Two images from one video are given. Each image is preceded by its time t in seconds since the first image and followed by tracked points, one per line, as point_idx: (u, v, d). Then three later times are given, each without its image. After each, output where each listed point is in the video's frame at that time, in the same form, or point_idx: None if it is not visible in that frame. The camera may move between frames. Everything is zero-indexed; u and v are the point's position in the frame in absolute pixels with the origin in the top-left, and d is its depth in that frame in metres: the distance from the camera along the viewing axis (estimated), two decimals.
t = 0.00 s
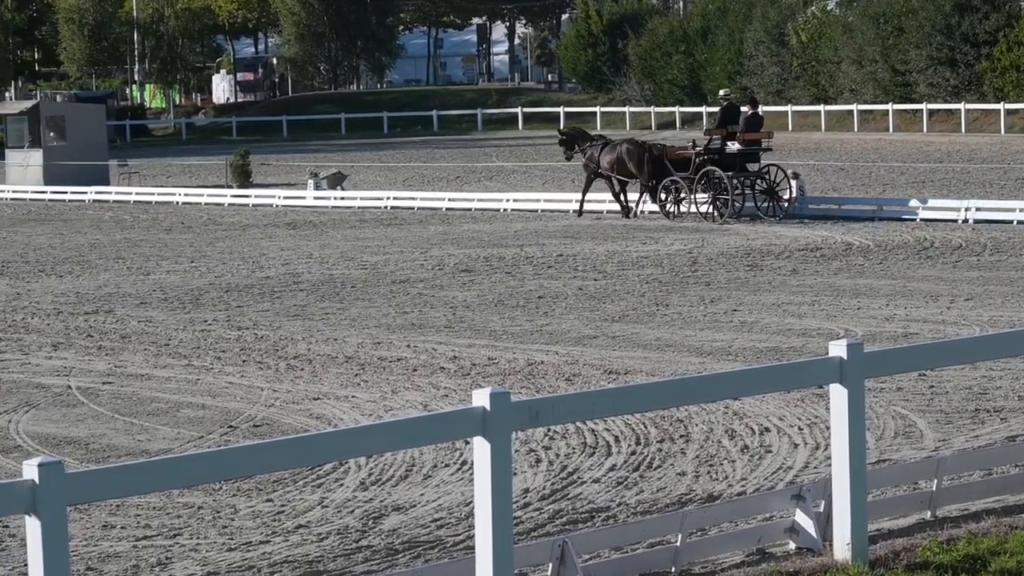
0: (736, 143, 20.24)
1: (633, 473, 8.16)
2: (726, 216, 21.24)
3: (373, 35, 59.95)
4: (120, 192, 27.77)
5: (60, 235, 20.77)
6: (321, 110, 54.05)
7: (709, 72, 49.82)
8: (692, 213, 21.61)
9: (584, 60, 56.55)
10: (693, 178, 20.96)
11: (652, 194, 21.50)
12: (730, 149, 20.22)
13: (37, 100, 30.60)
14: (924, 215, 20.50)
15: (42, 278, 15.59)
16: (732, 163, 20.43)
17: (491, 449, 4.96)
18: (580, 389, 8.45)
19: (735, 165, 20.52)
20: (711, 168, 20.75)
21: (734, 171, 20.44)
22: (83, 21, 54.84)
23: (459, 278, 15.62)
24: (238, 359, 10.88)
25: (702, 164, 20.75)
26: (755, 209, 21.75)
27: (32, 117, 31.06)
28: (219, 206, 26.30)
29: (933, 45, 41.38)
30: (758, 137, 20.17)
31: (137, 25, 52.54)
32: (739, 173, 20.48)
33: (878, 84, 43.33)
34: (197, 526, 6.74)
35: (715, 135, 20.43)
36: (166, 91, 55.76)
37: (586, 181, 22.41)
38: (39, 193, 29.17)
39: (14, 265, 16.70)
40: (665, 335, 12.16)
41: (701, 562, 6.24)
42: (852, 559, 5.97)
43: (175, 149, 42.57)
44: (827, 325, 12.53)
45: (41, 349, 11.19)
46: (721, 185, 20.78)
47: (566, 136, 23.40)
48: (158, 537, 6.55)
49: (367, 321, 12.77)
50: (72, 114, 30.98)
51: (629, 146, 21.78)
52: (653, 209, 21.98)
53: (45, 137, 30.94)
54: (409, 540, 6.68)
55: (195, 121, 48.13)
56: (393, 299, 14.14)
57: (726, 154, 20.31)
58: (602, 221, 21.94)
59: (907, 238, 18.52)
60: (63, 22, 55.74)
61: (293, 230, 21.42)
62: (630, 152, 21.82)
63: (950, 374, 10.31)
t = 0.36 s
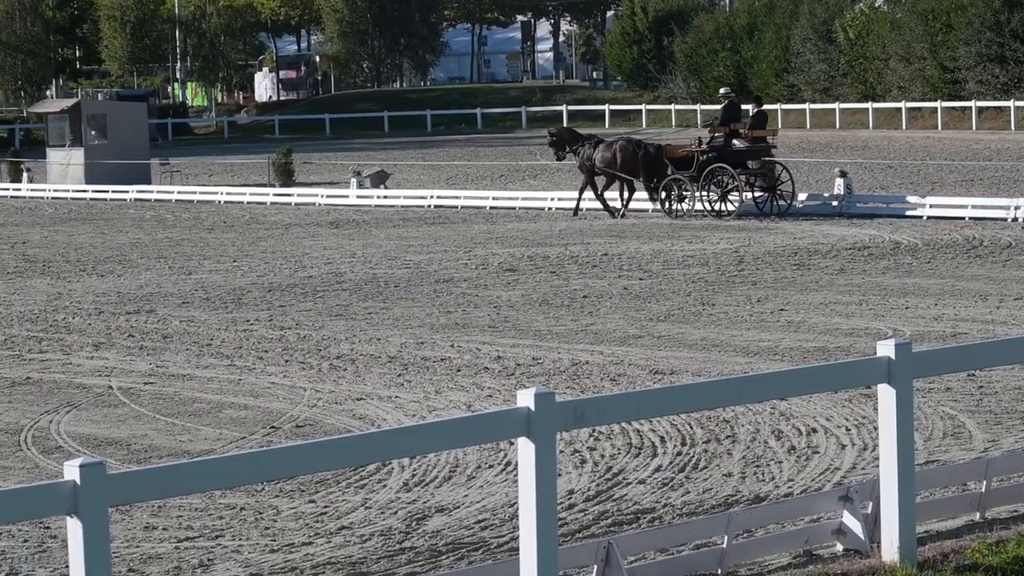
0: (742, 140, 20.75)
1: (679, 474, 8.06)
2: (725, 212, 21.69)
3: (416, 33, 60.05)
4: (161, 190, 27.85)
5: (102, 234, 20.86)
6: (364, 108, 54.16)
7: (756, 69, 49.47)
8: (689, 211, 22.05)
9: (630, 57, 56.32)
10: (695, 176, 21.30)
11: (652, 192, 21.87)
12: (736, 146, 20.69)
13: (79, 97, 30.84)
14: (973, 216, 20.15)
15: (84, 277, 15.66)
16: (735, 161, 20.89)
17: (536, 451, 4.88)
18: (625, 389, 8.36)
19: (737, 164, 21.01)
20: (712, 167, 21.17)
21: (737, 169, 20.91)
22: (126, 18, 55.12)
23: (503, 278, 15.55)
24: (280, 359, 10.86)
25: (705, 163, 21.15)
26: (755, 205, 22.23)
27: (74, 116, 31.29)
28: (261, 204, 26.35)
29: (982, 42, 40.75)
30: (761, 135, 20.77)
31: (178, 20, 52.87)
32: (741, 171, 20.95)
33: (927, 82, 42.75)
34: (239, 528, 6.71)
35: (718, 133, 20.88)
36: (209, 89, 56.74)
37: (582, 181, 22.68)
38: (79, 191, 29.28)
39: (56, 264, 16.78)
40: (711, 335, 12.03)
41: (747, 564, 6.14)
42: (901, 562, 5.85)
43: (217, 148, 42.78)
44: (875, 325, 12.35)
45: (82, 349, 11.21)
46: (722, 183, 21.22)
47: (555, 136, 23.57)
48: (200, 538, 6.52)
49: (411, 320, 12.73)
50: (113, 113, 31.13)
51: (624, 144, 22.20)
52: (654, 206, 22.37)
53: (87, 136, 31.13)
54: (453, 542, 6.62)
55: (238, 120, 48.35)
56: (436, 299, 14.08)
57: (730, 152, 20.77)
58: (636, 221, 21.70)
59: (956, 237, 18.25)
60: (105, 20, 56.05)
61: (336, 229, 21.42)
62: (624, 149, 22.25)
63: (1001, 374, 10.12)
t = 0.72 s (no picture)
0: (734, 137, 20.91)
1: (719, 474, 7.95)
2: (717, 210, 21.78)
3: (453, 28, 60.06)
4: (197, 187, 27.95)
5: (137, 230, 20.96)
6: (401, 104, 54.18)
7: (796, 65, 49.16)
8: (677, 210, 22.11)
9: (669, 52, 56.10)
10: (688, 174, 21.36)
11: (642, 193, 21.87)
12: (729, 143, 20.84)
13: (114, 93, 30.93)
14: (1015, 211, 19.77)
15: (118, 274, 15.71)
16: (727, 158, 21.06)
17: (574, 449, 4.81)
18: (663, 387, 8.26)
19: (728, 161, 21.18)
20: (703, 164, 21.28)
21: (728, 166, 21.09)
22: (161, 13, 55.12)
23: (542, 275, 15.48)
24: (316, 357, 10.83)
25: (696, 160, 21.25)
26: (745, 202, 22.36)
27: (108, 112, 31.34)
28: (298, 200, 26.42)
29: None
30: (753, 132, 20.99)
31: (214, 15, 53.12)
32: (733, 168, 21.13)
33: (970, 77, 42.30)
34: (274, 528, 6.67)
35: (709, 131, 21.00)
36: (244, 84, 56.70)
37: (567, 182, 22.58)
38: (112, 189, 29.21)
39: (91, 260, 16.86)
40: (751, 334, 11.90)
41: (787, 565, 6.04)
42: (942, 563, 5.74)
43: (253, 144, 42.90)
44: (917, 324, 12.18)
45: (117, 346, 11.21)
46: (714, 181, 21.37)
47: (540, 136, 23.42)
48: (234, 538, 6.48)
49: (448, 318, 12.69)
50: (151, 109, 31.24)
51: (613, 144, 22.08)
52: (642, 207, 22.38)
53: (122, 132, 31.22)
54: (489, 543, 6.56)
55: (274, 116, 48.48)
56: (475, 296, 14.00)
57: (723, 149, 20.91)
58: (672, 218, 21.43)
59: (1000, 235, 18.04)
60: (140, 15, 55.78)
61: (372, 226, 21.42)
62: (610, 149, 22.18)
63: None
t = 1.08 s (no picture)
0: (729, 136, 20.81)
1: (765, 476, 7.85)
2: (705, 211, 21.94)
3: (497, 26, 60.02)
4: (239, 184, 27.99)
5: (179, 228, 21.04)
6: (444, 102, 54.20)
7: (843, 63, 48.75)
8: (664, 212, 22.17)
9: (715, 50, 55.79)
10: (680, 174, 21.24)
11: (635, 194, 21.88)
12: (724, 142, 20.75)
13: (155, 91, 31.05)
14: None
15: (160, 273, 15.76)
16: (721, 157, 20.98)
17: (618, 451, 4.73)
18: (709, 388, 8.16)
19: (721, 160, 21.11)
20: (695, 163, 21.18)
21: (722, 166, 21.02)
22: (202, 11, 55.44)
23: (586, 275, 15.40)
24: (358, 357, 10.80)
25: (690, 159, 21.14)
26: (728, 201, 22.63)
27: (148, 110, 31.43)
28: (340, 198, 26.47)
29: None
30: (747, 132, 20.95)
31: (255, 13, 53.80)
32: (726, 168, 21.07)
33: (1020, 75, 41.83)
34: (316, 529, 6.63)
35: (702, 130, 20.90)
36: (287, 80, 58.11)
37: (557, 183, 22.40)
38: (155, 185, 29.37)
39: (133, 259, 16.95)
40: (798, 335, 11.77)
41: (834, 569, 5.92)
42: (992, 567, 5.61)
43: (295, 142, 43.04)
44: (967, 325, 12.00)
45: (158, 346, 11.22)
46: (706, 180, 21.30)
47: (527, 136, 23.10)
48: (276, 540, 6.45)
49: (491, 318, 12.64)
50: (192, 107, 31.42)
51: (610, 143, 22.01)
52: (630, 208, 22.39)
53: (163, 129, 31.33)
54: (533, 544, 6.49)
55: (316, 114, 48.65)
56: (518, 296, 13.94)
57: (718, 148, 20.81)
58: (719, 217, 21.28)
59: None
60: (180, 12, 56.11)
61: (414, 225, 21.40)
62: (605, 150, 22.11)
63: None
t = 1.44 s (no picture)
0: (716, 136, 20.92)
1: (808, 479, 7.74)
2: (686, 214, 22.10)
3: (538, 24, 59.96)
4: (278, 183, 28.04)
5: (217, 228, 21.09)
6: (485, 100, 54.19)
7: (889, 61, 48.34)
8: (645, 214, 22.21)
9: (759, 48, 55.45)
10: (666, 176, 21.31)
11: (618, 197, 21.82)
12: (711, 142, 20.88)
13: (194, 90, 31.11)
14: None
15: (199, 272, 15.81)
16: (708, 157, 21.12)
17: (660, 454, 4.66)
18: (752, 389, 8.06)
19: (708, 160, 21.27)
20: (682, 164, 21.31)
21: (709, 166, 21.16)
22: (242, 10, 55.73)
23: (628, 275, 15.32)
24: (399, 358, 10.76)
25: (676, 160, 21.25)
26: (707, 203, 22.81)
27: (187, 108, 31.30)
28: (380, 198, 26.39)
29: None
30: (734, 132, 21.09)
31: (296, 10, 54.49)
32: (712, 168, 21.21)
33: None
34: (356, 531, 6.59)
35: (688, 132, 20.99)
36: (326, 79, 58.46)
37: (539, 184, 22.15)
38: (195, 184, 29.46)
39: (172, 259, 17.02)
40: (843, 336, 11.64)
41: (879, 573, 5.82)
42: None
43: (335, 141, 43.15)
44: (1016, 326, 11.84)
45: (197, 346, 11.23)
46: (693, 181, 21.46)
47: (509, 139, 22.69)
48: (315, 541, 6.42)
49: (533, 318, 12.59)
50: (231, 105, 31.41)
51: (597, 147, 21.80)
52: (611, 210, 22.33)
53: (202, 128, 31.39)
54: (575, 547, 6.43)
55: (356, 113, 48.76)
56: (560, 296, 13.89)
57: (704, 149, 20.96)
58: (762, 217, 21.13)
59: None
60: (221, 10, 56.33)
61: (455, 225, 21.38)
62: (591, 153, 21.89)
63: None
